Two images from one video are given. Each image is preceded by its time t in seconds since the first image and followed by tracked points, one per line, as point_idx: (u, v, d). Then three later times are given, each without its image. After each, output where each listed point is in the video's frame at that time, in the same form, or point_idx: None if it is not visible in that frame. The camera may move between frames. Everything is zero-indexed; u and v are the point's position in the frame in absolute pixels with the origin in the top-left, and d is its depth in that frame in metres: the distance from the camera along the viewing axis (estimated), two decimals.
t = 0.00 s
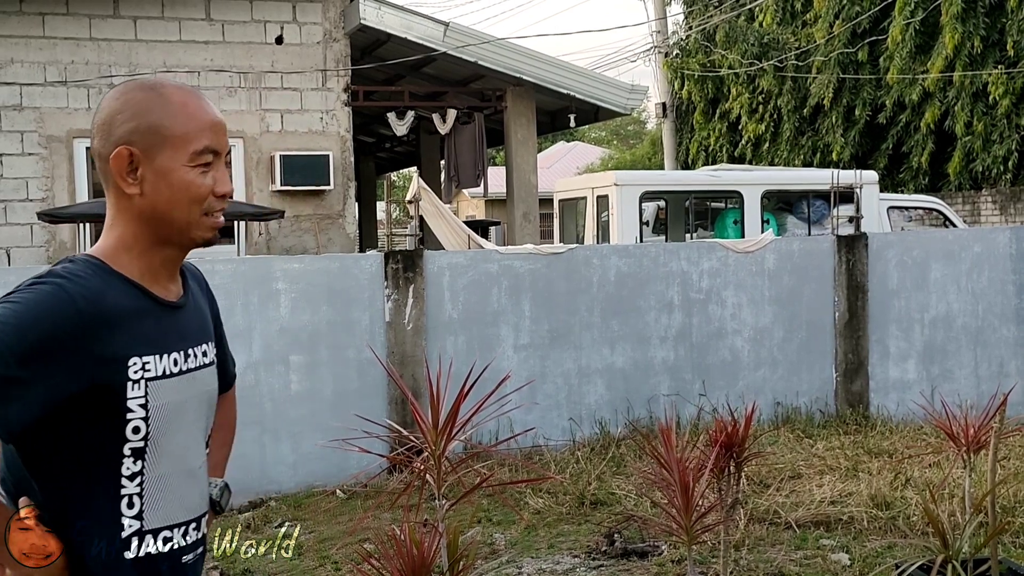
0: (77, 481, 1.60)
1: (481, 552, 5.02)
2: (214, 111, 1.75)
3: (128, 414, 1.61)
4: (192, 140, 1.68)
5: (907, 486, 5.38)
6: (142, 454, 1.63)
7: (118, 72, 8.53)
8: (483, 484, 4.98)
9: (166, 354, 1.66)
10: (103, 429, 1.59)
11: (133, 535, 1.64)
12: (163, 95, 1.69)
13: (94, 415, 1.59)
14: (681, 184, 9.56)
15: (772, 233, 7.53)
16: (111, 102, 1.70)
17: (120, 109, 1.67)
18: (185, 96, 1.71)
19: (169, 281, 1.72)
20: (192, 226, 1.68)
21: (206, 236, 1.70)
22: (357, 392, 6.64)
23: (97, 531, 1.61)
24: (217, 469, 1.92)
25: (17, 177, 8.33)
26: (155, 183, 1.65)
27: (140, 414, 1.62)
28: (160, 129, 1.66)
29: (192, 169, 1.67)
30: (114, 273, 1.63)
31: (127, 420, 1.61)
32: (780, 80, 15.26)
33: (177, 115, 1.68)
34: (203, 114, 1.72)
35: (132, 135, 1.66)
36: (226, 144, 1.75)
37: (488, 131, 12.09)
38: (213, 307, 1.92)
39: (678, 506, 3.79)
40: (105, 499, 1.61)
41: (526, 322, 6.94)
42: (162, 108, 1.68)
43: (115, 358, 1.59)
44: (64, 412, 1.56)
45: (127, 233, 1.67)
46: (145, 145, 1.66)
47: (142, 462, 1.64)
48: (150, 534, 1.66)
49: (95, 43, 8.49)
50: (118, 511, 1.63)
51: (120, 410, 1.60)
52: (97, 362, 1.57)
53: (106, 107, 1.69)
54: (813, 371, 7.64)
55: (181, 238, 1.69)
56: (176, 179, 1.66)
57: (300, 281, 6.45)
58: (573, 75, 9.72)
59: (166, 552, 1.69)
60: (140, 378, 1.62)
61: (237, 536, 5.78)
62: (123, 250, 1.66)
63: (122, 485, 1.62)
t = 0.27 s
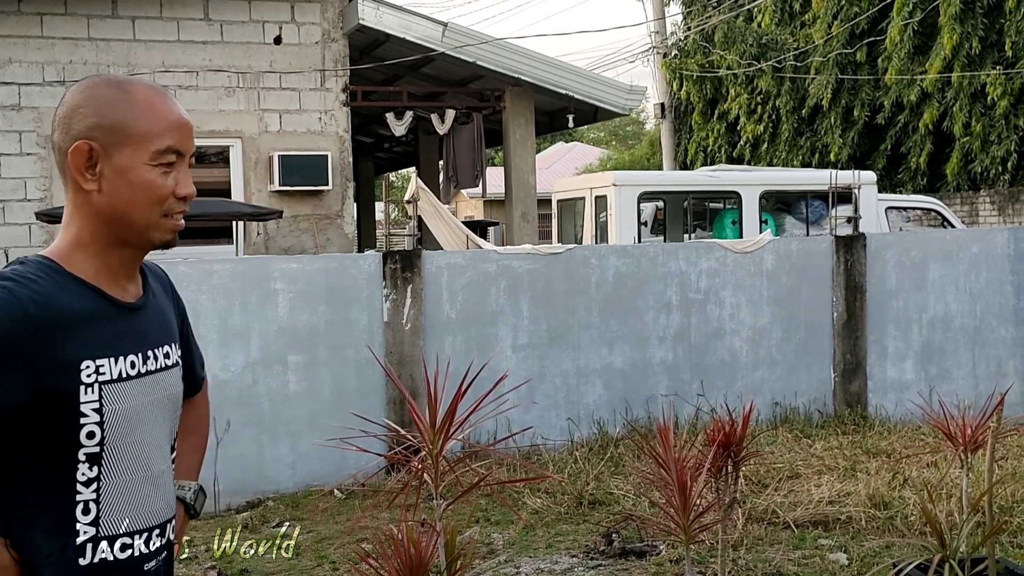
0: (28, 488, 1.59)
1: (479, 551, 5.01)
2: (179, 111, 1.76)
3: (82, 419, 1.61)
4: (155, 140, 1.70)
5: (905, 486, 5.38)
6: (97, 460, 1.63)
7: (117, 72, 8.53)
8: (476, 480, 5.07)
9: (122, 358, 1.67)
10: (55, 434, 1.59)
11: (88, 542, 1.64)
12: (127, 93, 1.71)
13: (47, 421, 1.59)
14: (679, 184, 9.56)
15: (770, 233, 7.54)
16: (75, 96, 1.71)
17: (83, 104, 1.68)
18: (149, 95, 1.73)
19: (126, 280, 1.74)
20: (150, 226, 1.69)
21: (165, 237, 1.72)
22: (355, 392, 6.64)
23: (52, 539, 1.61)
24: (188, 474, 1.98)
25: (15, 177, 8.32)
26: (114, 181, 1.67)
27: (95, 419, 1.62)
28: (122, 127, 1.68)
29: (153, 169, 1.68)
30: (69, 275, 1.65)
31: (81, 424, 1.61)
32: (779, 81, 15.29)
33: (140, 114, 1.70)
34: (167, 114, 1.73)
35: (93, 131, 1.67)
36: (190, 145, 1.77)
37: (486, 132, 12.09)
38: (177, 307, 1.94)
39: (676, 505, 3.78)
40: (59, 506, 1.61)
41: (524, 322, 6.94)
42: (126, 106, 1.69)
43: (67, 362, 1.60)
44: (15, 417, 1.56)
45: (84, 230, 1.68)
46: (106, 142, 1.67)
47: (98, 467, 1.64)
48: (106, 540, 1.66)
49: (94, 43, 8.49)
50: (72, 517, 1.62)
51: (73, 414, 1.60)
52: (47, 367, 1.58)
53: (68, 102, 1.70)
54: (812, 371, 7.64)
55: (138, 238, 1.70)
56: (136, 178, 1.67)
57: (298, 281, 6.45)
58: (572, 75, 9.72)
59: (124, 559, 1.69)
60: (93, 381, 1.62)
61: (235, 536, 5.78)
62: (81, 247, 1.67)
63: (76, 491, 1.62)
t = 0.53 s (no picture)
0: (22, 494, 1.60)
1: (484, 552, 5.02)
2: (150, 105, 1.74)
3: (74, 424, 1.61)
4: (119, 134, 1.68)
5: (909, 486, 5.39)
6: (91, 464, 1.64)
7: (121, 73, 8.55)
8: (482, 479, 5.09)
9: (113, 361, 1.67)
10: (47, 439, 1.59)
11: (84, 545, 1.65)
12: (93, 91, 1.70)
13: (39, 427, 1.59)
14: (683, 185, 9.56)
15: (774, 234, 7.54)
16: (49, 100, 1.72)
17: (52, 106, 1.69)
18: (116, 91, 1.71)
19: (112, 281, 1.73)
20: (122, 223, 1.67)
21: (142, 233, 1.69)
22: (359, 393, 6.65)
23: (48, 544, 1.62)
24: (186, 475, 1.97)
25: (20, 177, 8.34)
26: (82, 179, 1.66)
27: (87, 424, 1.63)
28: (86, 125, 1.67)
29: (118, 164, 1.67)
30: (57, 277, 1.65)
31: (74, 430, 1.61)
32: (782, 81, 15.30)
33: (105, 111, 1.68)
34: (135, 109, 1.71)
35: (60, 132, 1.67)
36: (163, 138, 1.74)
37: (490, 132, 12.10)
38: (170, 305, 1.94)
39: (681, 505, 3.79)
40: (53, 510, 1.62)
41: (529, 323, 6.94)
42: (90, 104, 1.68)
43: (57, 367, 1.60)
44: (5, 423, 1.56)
45: (62, 232, 1.68)
46: (73, 141, 1.67)
47: (92, 471, 1.64)
48: (102, 543, 1.67)
49: (98, 44, 8.51)
50: (68, 521, 1.63)
51: (65, 420, 1.60)
52: (37, 373, 1.57)
53: (43, 106, 1.71)
54: (816, 372, 7.64)
55: (113, 236, 1.68)
56: (102, 174, 1.66)
57: (302, 282, 6.46)
58: (575, 76, 9.73)
59: (120, 561, 1.70)
60: (84, 386, 1.62)
61: (239, 537, 5.80)
62: (58, 249, 1.67)
63: (71, 496, 1.63)
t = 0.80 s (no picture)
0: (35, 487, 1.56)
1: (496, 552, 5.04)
2: (120, 93, 1.71)
3: (86, 415, 1.57)
4: (86, 126, 1.66)
5: (922, 487, 5.39)
6: (104, 455, 1.61)
7: (133, 73, 8.60)
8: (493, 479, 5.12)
9: (126, 352, 1.64)
10: (58, 431, 1.56)
11: (101, 539, 1.61)
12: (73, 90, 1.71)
13: (48, 418, 1.55)
14: (694, 185, 9.56)
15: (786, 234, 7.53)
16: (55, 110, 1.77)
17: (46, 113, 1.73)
18: (92, 86, 1.70)
19: (117, 275, 1.69)
20: (97, 213, 1.64)
21: (116, 221, 1.64)
22: (371, 392, 6.67)
23: (62, 538, 1.58)
24: (204, 474, 1.97)
25: (33, 177, 8.39)
26: (60, 175, 1.66)
27: (100, 415, 1.59)
28: (59, 123, 1.67)
29: (84, 154, 1.64)
30: (65, 271, 1.63)
31: (87, 421, 1.58)
32: (793, 81, 15.26)
33: (74, 105, 1.68)
34: (104, 100, 1.69)
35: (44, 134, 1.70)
36: (133, 122, 1.69)
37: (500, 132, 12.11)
38: (186, 303, 1.93)
39: (693, 505, 3.80)
40: (68, 502, 1.58)
41: (540, 323, 6.95)
42: (67, 101, 1.69)
43: (66, 359, 1.56)
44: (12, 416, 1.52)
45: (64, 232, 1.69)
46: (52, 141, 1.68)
47: (106, 464, 1.61)
48: (118, 536, 1.63)
49: (110, 45, 8.55)
50: (84, 514, 1.60)
51: (77, 411, 1.57)
52: (48, 364, 1.54)
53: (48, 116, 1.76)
54: (827, 372, 7.64)
55: (94, 228, 1.65)
56: (69, 166, 1.64)
57: (314, 282, 6.48)
58: (586, 75, 9.73)
59: (136, 554, 1.66)
60: (96, 377, 1.58)
61: (252, 535, 5.83)
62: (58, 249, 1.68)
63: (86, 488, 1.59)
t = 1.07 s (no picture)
0: (57, 479, 1.57)
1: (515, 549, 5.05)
2: (147, 85, 1.74)
3: (106, 404, 1.59)
4: (116, 114, 1.68)
5: (943, 486, 5.36)
6: (125, 445, 1.62)
7: (154, 72, 8.66)
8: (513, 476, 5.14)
9: (144, 343, 1.65)
10: (78, 421, 1.57)
11: (124, 528, 1.62)
12: (95, 82, 1.72)
13: (68, 408, 1.56)
14: (713, 183, 9.53)
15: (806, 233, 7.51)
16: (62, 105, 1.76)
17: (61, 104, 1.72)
18: (115, 78, 1.72)
19: (139, 266, 1.71)
20: (132, 200, 1.66)
21: (151, 208, 1.67)
22: (390, 390, 6.69)
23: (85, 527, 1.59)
24: (233, 469, 1.97)
25: (55, 176, 8.46)
26: (90, 164, 1.67)
27: (119, 405, 1.60)
28: (87, 112, 1.68)
29: (119, 141, 1.66)
30: (81, 263, 1.63)
31: (106, 410, 1.59)
32: (813, 79, 15.22)
33: (102, 95, 1.69)
34: (131, 90, 1.72)
35: (67, 126, 1.70)
36: (163, 112, 1.73)
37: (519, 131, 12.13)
38: (209, 297, 1.94)
39: (714, 503, 3.79)
40: (91, 493, 1.59)
41: (559, 321, 6.96)
42: (90, 92, 1.70)
43: (84, 348, 1.57)
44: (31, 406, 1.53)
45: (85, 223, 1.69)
46: (78, 131, 1.69)
47: (127, 453, 1.62)
48: (141, 525, 1.65)
49: (132, 44, 8.62)
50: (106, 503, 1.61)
51: (96, 400, 1.58)
52: (66, 354, 1.55)
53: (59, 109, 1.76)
54: (847, 371, 7.61)
55: (128, 215, 1.67)
56: (104, 154, 1.66)
57: (334, 280, 6.52)
58: (605, 74, 9.72)
59: (158, 544, 1.67)
60: (114, 366, 1.59)
61: (272, 532, 5.86)
62: (83, 239, 1.67)
63: (108, 478, 1.60)
